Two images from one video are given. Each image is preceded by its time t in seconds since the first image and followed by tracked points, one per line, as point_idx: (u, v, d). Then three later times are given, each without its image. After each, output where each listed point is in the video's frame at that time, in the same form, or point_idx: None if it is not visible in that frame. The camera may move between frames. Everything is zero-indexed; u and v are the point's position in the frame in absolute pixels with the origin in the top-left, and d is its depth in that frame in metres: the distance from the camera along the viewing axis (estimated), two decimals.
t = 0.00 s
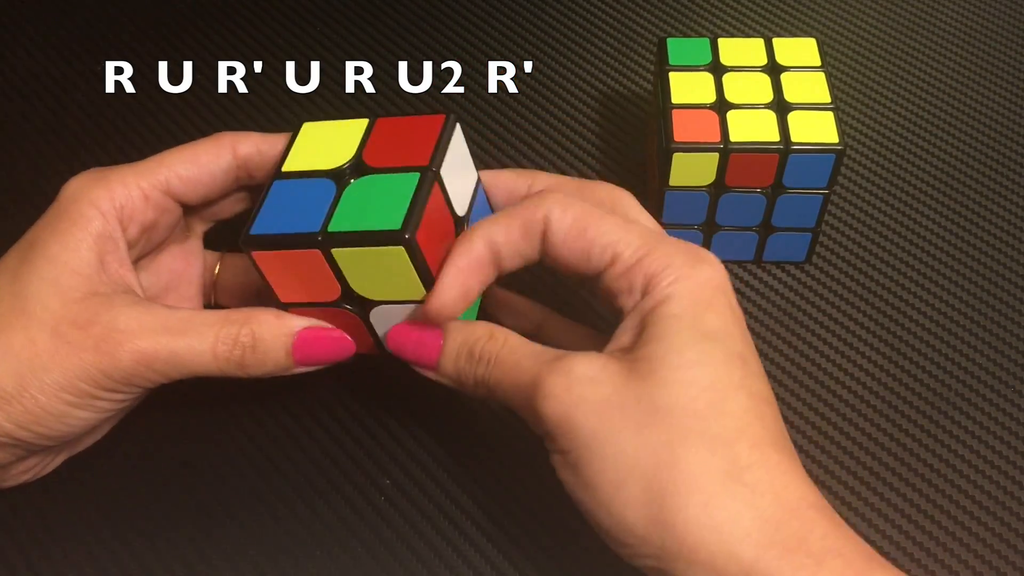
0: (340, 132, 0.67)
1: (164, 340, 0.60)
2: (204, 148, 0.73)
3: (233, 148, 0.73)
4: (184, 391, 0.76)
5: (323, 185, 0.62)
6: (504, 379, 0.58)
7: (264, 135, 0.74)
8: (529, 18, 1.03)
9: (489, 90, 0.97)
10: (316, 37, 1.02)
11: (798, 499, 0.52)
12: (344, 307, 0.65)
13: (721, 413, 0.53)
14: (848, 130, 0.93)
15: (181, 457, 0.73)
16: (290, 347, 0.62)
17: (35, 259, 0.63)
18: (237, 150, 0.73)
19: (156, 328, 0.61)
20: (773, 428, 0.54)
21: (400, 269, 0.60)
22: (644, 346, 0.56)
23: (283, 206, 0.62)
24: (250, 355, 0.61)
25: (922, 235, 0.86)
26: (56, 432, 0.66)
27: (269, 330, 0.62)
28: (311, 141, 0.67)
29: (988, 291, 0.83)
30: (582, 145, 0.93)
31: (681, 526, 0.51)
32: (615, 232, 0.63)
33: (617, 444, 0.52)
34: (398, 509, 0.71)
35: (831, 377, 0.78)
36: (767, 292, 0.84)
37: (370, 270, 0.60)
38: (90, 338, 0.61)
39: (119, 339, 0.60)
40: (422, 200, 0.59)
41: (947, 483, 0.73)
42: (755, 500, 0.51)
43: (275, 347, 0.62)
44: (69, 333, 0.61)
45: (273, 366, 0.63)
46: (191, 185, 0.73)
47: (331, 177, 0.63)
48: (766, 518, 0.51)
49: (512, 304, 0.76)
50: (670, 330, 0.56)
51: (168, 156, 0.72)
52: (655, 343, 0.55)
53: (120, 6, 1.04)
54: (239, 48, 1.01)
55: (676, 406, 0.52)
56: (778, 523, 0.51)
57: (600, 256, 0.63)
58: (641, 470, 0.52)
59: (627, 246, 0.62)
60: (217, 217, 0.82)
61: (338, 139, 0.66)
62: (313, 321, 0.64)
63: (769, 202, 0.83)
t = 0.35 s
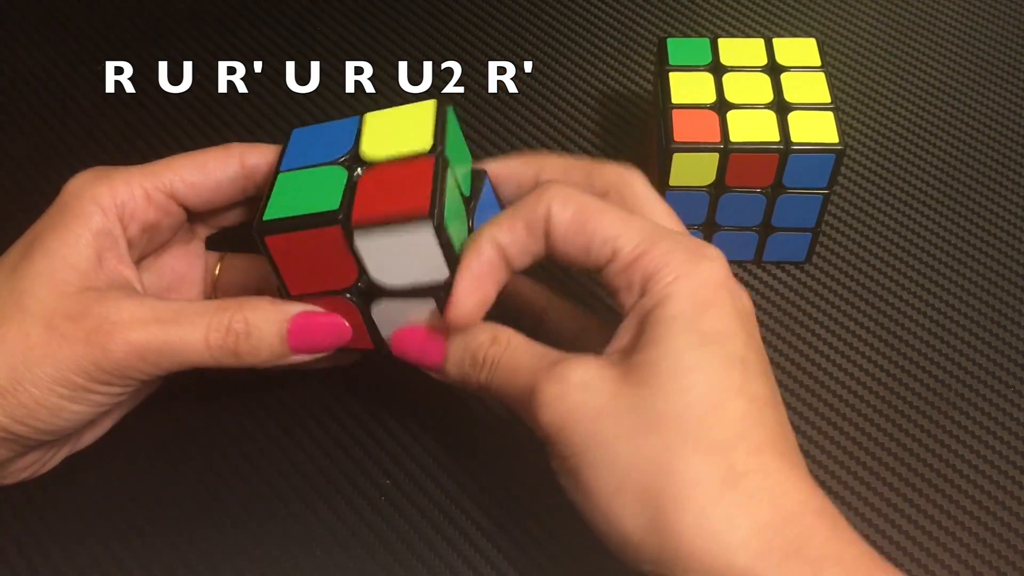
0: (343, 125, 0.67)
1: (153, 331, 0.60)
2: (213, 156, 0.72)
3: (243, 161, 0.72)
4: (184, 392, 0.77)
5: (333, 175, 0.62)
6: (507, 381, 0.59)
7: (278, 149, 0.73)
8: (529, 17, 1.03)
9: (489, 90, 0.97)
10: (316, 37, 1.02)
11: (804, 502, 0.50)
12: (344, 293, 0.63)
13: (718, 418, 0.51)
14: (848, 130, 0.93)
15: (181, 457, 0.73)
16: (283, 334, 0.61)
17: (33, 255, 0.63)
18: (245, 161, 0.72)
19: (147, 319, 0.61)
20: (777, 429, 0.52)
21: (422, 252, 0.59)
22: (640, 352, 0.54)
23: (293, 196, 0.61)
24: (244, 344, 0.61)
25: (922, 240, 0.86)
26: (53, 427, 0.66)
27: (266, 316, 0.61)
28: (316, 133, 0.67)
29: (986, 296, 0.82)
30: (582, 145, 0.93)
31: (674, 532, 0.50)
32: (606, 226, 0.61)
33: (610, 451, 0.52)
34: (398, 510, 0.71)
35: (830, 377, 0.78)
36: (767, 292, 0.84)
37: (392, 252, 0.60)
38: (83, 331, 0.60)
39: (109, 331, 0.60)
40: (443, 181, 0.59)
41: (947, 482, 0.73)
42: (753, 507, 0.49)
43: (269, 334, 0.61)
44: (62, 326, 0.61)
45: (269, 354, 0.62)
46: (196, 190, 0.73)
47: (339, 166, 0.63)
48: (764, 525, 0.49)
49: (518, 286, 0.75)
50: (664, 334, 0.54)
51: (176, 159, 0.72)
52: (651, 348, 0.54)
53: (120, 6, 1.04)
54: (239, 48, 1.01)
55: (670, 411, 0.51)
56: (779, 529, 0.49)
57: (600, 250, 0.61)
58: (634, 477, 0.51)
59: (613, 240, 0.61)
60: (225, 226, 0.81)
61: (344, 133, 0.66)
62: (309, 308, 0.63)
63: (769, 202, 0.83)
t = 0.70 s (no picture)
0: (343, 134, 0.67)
1: (150, 333, 0.60)
2: (194, 142, 0.73)
3: (223, 141, 0.73)
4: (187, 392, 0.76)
5: (319, 187, 0.64)
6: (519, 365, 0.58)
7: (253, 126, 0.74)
8: (529, 18, 1.03)
9: (489, 90, 0.97)
10: (316, 37, 1.02)
11: (817, 525, 0.49)
12: (336, 308, 0.66)
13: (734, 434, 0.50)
14: (848, 130, 0.93)
15: (181, 457, 0.73)
16: (278, 340, 0.61)
17: (28, 261, 0.63)
18: (225, 142, 0.73)
19: (143, 322, 0.60)
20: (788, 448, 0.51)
21: (392, 258, 0.60)
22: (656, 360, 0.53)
23: (277, 208, 0.63)
24: (240, 349, 0.60)
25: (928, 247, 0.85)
26: (50, 431, 0.66)
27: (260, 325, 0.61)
28: (308, 139, 0.68)
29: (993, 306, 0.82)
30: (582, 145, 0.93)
31: (690, 530, 0.48)
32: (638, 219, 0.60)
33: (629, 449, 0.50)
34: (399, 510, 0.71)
35: (831, 378, 0.78)
36: (768, 292, 0.84)
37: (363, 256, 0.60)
38: (76, 332, 0.60)
39: (103, 333, 0.60)
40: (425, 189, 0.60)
41: (948, 484, 0.73)
42: (769, 530, 0.48)
43: (265, 339, 0.61)
44: (56, 327, 0.61)
45: (263, 362, 0.62)
46: (184, 181, 0.73)
47: (328, 180, 0.64)
48: (783, 548, 0.48)
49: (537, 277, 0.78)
50: (684, 337, 0.53)
51: (160, 152, 0.72)
52: (668, 359, 0.53)
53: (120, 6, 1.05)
54: (239, 48, 1.01)
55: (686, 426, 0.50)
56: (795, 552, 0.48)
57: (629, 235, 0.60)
58: (669, 487, 0.49)
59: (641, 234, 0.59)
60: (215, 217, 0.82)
61: (340, 143, 0.67)
62: (303, 317, 0.64)
63: (769, 202, 0.83)
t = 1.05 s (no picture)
0: (365, 147, 0.67)
1: (162, 341, 0.60)
2: (216, 159, 0.73)
3: (245, 161, 0.73)
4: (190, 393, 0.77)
5: (344, 194, 0.63)
6: (513, 391, 0.59)
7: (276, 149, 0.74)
8: (529, 17, 1.03)
9: (489, 90, 0.97)
10: (316, 37, 1.02)
11: (823, 482, 0.52)
12: (347, 315, 0.66)
13: (746, 401, 0.54)
14: (848, 130, 0.94)
15: (182, 458, 0.73)
16: (288, 350, 0.62)
17: (39, 265, 0.63)
18: (247, 162, 0.73)
19: (154, 329, 0.61)
20: (793, 413, 0.55)
21: (420, 268, 0.60)
22: (666, 338, 0.57)
23: (302, 212, 0.62)
24: (249, 357, 0.61)
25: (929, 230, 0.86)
26: (54, 436, 0.66)
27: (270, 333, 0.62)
28: (331, 149, 0.67)
29: (995, 291, 0.83)
30: (583, 145, 0.93)
31: (709, 511, 0.51)
32: (605, 241, 0.67)
33: (640, 433, 0.53)
34: (399, 510, 0.71)
35: (831, 378, 0.78)
36: (767, 292, 0.84)
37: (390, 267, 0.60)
38: (90, 338, 0.60)
39: (117, 340, 0.60)
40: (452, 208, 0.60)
41: (948, 483, 0.73)
42: (783, 487, 0.51)
43: (275, 348, 0.62)
44: (70, 334, 0.61)
45: (271, 369, 0.63)
46: (200, 196, 0.73)
47: (353, 190, 0.64)
48: (797, 503, 0.51)
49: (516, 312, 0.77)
50: (689, 318, 0.57)
51: (179, 165, 0.72)
52: (677, 336, 0.57)
53: (120, 6, 1.04)
54: (239, 48, 1.01)
55: (700, 395, 0.54)
56: (807, 506, 0.51)
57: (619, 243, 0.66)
58: (681, 464, 0.52)
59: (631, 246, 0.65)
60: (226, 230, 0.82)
61: (362, 156, 0.66)
62: (312, 325, 0.64)
63: (769, 203, 0.83)
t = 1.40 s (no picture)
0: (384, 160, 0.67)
1: (166, 351, 0.60)
2: (223, 174, 0.73)
3: (251, 178, 0.73)
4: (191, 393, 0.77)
5: (371, 203, 0.63)
6: (517, 389, 0.58)
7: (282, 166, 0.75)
8: (529, 17, 1.03)
9: (489, 90, 0.97)
10: (316, 37, 1.02)
11: (833, 445, 0.53)
12: (357, 325, 0.65)
13: (751, 371, 0.55)
14: (847, 130, 0.94)
15: (181, 461, 0.73)
16: (290, 359, 0.62)
17: (42, 268, 0.63)
18: (254, 179, 0.73)
19: (159, 338, 0.61)
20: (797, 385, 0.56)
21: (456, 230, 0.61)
22: (667, 318, 0.58)
23: (330, 220, 0.62)
24: (252, 367, 0.61)
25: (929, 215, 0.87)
26: (58, 442, 0.66)
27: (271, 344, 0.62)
28: (354, 159, 0.67)
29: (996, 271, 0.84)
30: (583, 145, 0.93)
31: (727, 475, 0.51)
32: (613, 231, 0.69)
33: (652, 409, 0.53)
34: (399, 510, 0.71)
35: (832, 378, 0.78)
36: (767, 292, 0.84)
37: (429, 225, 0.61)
38: (93, 348, 0.60)
39: (122, 350, 0.60)
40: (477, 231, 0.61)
41: (949, 484, 0.72)
42: (796, 450, 0.52)
43: (278, 359, 0.62)
44: (73, 342, 0.61)
45: (274, 378, 0.63)
46: (205, 209, 0.73)
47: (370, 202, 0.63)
48: (812, 465, 0.51)
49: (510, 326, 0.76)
50: (691, 298, 0.59)
51: (187, 178, 0.72)
52: (681, 313, 0.58)
53: (120, 6, 1.04)
54: (239, 48, 1.01)
55: (707, 366, 0.54)
56: (820, 466, 0.52)
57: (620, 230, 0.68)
58: (696, 435, 0.52)
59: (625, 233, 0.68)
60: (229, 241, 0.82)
61: (385, 169, 0.66)
62: (320, 335, 0.64)
63: (769, 203, 0.83)
